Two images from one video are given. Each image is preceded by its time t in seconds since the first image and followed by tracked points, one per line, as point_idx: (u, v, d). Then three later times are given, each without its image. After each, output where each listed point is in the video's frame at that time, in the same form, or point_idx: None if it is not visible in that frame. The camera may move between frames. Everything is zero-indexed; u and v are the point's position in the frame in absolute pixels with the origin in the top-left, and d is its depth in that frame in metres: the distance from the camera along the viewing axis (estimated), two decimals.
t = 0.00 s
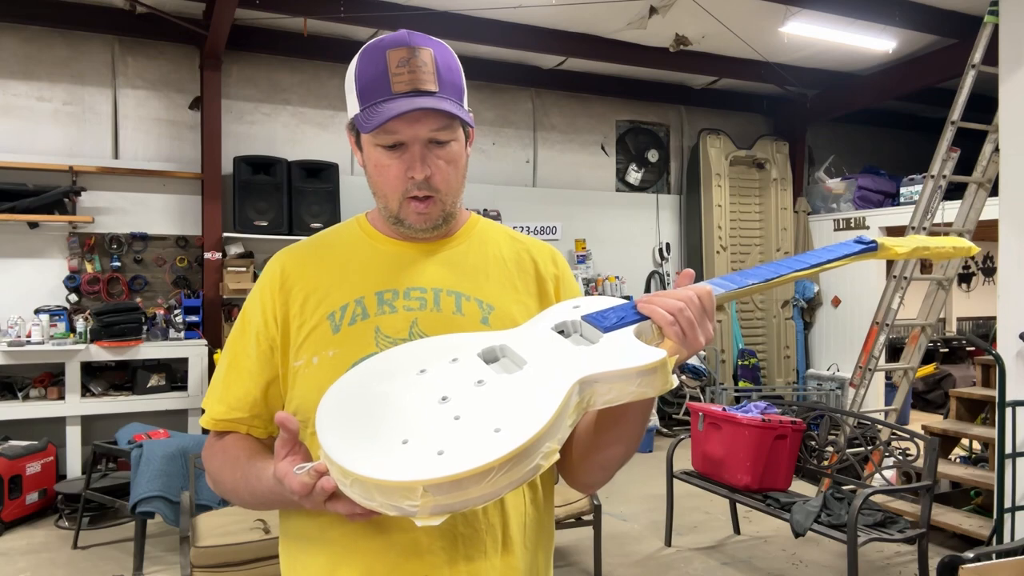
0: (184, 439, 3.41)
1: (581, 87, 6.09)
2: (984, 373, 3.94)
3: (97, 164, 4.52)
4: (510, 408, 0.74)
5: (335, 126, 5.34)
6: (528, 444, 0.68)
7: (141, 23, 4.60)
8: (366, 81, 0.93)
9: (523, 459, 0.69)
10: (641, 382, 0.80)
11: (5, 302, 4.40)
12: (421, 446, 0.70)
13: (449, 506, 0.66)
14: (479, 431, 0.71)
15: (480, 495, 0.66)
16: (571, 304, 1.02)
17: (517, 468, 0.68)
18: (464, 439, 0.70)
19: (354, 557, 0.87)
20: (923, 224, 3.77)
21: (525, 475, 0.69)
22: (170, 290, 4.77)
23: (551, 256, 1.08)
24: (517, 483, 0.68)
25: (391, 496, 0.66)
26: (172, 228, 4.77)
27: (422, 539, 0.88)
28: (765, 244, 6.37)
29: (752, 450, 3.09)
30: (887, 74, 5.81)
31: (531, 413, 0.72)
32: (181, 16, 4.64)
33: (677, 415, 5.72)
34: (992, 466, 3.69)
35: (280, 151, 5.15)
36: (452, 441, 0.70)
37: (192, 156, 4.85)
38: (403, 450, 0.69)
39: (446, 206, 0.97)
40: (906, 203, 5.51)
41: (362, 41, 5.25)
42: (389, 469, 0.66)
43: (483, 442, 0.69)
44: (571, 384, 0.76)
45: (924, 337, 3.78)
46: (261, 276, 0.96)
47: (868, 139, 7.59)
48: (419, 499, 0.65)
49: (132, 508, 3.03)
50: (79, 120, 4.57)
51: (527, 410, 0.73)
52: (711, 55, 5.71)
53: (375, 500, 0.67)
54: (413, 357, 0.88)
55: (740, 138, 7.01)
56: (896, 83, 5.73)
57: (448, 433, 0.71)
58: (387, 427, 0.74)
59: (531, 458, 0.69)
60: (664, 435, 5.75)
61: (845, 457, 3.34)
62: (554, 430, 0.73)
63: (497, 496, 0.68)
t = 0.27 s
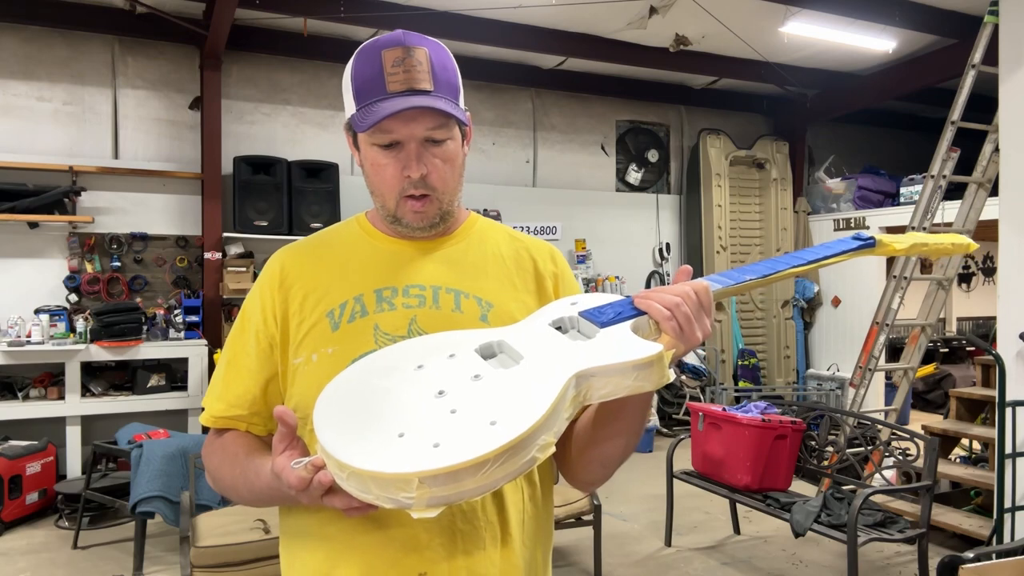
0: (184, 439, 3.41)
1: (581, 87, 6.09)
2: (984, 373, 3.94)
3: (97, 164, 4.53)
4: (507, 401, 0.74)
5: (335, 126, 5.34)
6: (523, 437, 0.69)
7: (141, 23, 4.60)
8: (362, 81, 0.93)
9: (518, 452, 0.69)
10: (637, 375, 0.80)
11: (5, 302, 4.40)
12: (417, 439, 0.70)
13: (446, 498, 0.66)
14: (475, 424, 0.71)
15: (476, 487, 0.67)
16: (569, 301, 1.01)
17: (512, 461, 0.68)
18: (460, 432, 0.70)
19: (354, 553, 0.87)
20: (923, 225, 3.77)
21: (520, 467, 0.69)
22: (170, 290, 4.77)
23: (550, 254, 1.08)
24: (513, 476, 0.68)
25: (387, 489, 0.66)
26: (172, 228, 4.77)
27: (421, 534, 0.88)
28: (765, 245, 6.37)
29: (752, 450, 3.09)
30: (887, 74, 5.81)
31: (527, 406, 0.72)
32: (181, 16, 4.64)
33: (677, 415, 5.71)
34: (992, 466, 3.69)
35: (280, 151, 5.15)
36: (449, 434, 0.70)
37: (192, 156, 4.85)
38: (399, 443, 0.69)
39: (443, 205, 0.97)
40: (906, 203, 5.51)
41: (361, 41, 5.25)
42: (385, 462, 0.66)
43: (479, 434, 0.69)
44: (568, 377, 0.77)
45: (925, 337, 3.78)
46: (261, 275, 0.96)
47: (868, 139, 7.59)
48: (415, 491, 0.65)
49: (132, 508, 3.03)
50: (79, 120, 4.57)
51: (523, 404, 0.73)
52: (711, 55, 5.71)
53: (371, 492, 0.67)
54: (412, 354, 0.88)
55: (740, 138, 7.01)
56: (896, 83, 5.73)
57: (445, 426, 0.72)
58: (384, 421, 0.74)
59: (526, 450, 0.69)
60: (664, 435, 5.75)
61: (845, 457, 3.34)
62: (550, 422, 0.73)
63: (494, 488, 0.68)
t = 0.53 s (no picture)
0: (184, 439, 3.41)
1: (581, 87, 6.09)
2: (984, 373, 3.94)
3: (97, 164, 4.53)
4: (506, 400, 0.74)
5: (335, 126, 5.34)
6: (522, 436, 0.69)
7: (141, 23, 4.60)
8: (361, 83, 0.93)
9: (517, 450, 0.69)
10: (635, 373, 0.80)
11: (5, 302, 4.40)
12: (416, 439, 0.70)
13: (445, 497, 0.66)
14: (474, 423, 0.71)
15: (476, 486, 0.67)
16: (567, 301, 1.01)
17: (510, 459, 0.68)
18: (459, 431, 0.70)
19: (353, 552, 0.87)
20: (923, 225, 3.76)
21: (519, 466, 0.69)
22: (170, 290, 4.77)
23: (550, 254, 1.08)
24: (513, 474, 0.68)
25: (387, 488, 0.66)
26: (172, 228, 4.77)
27: (420, 534, 0.88)
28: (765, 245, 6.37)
29: (752, 450, 3.09)
30: (887, 74, 5.80)
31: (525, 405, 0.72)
32: (181, 16, 4.64)
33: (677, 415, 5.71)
34: (992, 466, 3.69)
35: (280, 151, 5.15)
36: (448, 434, 0.70)
37: (192, 156, 4.85)
38: (399, 443, 0.69)
39: (442, 205, 0.97)
40: (906, 203, 5.51)
41: (361, 41, 5.25)
42: (384, 461, 0.66)
43: (478, 433, 0.69)
44: (566, 375, 0.77)
45: (925, 337, 3.78)
46: (261, 275, 0.96)
47: (868, 138, 7.59)
48: (415, 490, 0.65)
49: (132, 508, 3.03)
50: (79, 120, 4.57)
51: (522, 403, 0.73)
52: (711, 55, 5.71)
53: (371, 492, 0.67)
54: (411, 355, 0.88)
55: (740, 138, 7.00)
56: (896, 83, 5.73)
57: (444, 425, 0.72)
58: (384, 421, 0.74)
59: (525, 448, 0.69)
60: (664, 435, 5.75)
61: (845, 457, 3.34)
62: (549, 421, 0.73)
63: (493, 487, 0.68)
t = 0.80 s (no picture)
0: (184, 439, 3.42)
1: (581, 87, 6.09)
2: (984, 373, 3.94)
3: (97, 164, 4.52)
4: (506, 394, 0.74)
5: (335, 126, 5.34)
6: (522, 430, 0.68)
7: (141, 23, 4.60)
8: (363, 96, 0.93)
9: (518, 444, 0.69)
10: (634, 367, 0.80)
11: (5, 302, 4.40)
12: (417, 434, 0.70)
13: (446, 491, 0.66)
14: (475, 417, 0.71)
15: (478, 479, 0.66)
16: (566, 298, 1.01)
17: (511, 453, 0.68)
18: (460, 426, 0.70)
19: (352, 550, 0.87)
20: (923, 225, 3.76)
21: (519, 459, 0.69)
22: (170, 290, 4.77)
23: (550, 255, 1.08)
24: (513, 468, 0.68)
25: (389, 482, 0.66)
26: (172, 228, 4.77)
27: (420, 531, 0.88)
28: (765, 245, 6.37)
29: (752, 450, 3.09)
30: (887, 74, 5.80)
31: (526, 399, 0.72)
32: (181, 16, 4.64)
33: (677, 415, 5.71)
34: (992, 466, 3.69)
35: (280, 151, 5.14)
36: (449, 428, 0.70)
37: (192, 156, 4.85)
38: (400, 438, 0.69)
39: (443, 212, 0.98)
40: (906, 203, 5.51)
41: (362, 41, 5.25)
42: (385, 456, 0.66)
43: (479, 426, 0.69)
44: (566, 370, 0.77)
45: (925, 337, 3.78)
46: (261, 275, 0.96)
47: (868, 138, 7.59)
48: (417, 484, 0.65)
49: (132, 508, 3.03)
50: (79, 120, 4.57)
51: (522, 397, 0.73)
52: (711, 55, 5.71)
53: (373, 487, 0.67)
54: (411, 352, 0.88)
55: (740, 138, 7.01)
56: (896, 83, 5.73)
57: (444, 420, 0.72)
58: (385, 416, 0.74)
59: (527, 442, 0.69)
60: (664, 435, 5.75)
61: (845, 457, 3.34)
62: (549, 415, 0.73)
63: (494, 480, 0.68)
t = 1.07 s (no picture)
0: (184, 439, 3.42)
1: (581, 87, 6.09)
2: (984, 373, 3.94)
3: (97, 164, 4.52)
4: (508, 396, 0.74)
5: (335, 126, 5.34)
6: (524, 432, 0.68)
7: (141, 23, 4.60)
8: (365, 95, 0.92)
9: (520, 446, 0.69)
10: (636, 369, 0.80)
11: (5, 302, 4.40)
12: (419, 436, 0.70)
13: (448, 493, 0.66)
14: (476, 420, 0.71)
15: (479, 482, 0.66)
16: (567, 299, 1.01)
17: (514, 455, 0.68)
18: (462, 427, 0.70)
19: (352, 551, 0.87)
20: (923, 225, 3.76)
21: (522, 462, 0.69)
22: (170, 290, 4.77)
23: (549, 254, 1.08)
24: (515, 471, 0.68)
25: (391, 485, 0.66)
26: (172, 228, 4.77)
27: (421, 532, 0.88)
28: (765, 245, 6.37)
29: (752, 450, 3.09)
30: (887, 73, 5.80)
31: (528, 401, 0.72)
32: (181, 16, 4.64)
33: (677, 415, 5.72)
34: (992, 466, 3.69)
35: (280, 151, 5.15)
36: (451, 430, 0.70)
37: (192, 156, 4.85)
38: (401, 440, 0.69)
39: (443, 212, 0.98)
40: (906, 203, 5.51)
41: (362, 41, 5.25)
42: (387, 458, 0.66)
43: (481, 429, 0.69)
44: (568, 371, 0.77)
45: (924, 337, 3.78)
46: (261, 275, 0.96)
47: (868, 138, 7.59)
48: (419, 486, 0.65)
49: (132, 508, 3.03)
50: (79, 120, 4.57)
51: (524, 399, 0.73)
52: (711, 55, 5.71)
53: (374, 489, 0.67)
54: (412, 352, 0.88)
55: (740, 138, 7.01)
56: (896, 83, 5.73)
57: (446, 422, 0.72)
58: (386, 418, 0.74)
59: (528, 444, 0.69)
60: (664, 435, 5.76)
61: (845, 457, 3.34)
62: (552, 417, 0.73)
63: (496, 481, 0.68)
